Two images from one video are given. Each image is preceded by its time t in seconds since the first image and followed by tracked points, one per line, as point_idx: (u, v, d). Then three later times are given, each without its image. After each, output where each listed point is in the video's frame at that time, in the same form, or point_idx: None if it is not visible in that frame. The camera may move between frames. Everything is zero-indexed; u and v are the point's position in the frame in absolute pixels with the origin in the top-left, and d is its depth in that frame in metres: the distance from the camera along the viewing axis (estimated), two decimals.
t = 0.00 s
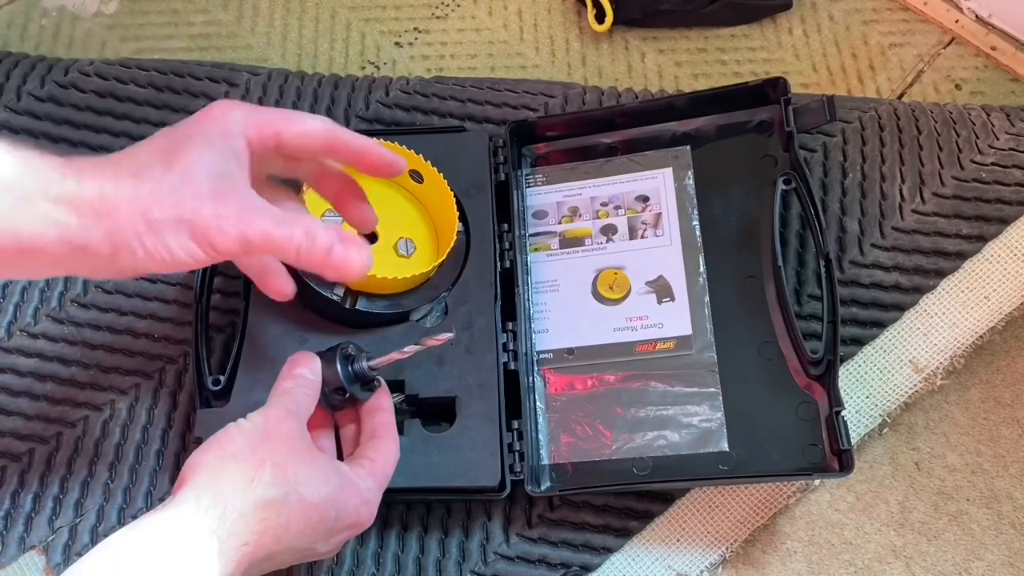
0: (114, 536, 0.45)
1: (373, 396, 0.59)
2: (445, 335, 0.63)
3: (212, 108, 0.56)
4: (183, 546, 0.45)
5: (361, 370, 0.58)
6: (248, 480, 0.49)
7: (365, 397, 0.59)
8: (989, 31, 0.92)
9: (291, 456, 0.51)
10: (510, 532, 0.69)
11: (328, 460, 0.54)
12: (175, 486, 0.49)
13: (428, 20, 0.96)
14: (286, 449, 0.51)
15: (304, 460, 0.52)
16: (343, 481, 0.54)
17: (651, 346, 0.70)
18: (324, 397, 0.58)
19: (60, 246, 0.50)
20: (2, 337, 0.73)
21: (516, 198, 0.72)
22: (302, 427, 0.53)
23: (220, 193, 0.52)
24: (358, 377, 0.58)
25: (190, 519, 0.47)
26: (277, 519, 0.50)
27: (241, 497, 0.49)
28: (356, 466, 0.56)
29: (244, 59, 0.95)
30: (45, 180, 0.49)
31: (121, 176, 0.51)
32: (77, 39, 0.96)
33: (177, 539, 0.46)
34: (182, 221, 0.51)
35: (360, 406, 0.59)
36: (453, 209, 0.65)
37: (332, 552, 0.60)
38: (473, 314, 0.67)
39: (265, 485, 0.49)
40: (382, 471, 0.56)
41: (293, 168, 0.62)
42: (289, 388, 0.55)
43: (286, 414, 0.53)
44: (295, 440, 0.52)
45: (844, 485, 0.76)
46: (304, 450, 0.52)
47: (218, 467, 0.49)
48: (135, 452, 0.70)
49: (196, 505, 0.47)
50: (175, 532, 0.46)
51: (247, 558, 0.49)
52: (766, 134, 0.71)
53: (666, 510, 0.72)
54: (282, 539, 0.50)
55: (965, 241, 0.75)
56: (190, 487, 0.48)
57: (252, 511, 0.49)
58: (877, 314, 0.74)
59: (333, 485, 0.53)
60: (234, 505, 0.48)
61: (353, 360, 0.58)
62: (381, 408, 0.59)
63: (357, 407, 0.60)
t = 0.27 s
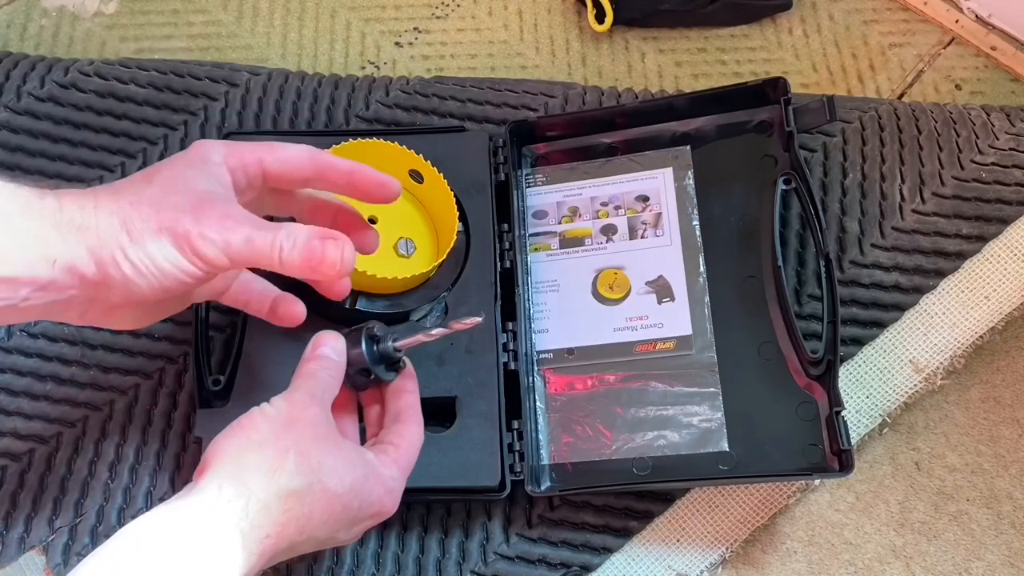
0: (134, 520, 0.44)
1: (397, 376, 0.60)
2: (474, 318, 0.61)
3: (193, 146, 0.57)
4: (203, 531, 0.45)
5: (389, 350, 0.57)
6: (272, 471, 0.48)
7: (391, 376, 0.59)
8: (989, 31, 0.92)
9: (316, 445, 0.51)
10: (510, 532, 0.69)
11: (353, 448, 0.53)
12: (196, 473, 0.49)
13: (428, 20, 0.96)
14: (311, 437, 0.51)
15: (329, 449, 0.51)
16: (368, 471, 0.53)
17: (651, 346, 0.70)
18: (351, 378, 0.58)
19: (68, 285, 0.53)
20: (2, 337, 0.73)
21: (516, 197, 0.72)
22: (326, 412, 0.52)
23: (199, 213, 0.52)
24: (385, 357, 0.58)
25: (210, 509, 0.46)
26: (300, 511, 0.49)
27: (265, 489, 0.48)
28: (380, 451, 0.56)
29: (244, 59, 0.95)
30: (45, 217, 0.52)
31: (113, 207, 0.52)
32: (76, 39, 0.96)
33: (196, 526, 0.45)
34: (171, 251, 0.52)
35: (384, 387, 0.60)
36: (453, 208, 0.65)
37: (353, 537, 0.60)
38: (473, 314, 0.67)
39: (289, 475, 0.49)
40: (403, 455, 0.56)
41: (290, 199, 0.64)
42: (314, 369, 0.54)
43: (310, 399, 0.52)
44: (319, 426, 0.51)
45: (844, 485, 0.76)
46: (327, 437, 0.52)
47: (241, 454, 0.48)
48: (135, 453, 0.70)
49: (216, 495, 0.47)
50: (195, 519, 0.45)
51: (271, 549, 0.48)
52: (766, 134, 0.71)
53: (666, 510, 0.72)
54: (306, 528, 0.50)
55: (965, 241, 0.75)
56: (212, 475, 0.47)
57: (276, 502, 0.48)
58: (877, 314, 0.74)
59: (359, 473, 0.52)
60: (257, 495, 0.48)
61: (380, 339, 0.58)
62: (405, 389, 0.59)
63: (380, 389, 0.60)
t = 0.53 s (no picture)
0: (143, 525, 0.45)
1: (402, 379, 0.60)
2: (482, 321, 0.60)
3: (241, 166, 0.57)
4: (211, 532, 0.45)
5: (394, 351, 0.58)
6: (278, 476, 0.48)
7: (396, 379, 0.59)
8: (989, 31, 0.92)
9: (322, 451, 0.50)
10: (510, 532, 0.69)
11: (359, 453, 0.53)
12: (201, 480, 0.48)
13: (428, 20, 0.96)
14: (317, 442, 0.51)
15: (336, 455, 0.51)
16: (374, 476, 0.53)
17: (652, 346, 0.70)
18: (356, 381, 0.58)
19: (57, 271, 0.50)
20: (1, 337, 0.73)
21: (516, 197, 0.72)
22: (331, 418, 0.52)
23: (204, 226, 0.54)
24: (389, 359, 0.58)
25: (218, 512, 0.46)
26: (306, 516, 0.49)
27: (271, 494, 0.48)
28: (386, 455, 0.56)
29: (244, 59, 0.95)
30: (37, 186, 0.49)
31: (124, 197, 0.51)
32: (76, 39, 0.96)
33: (204, 528, 0.45)
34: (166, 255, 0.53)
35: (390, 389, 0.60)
36: (453, 209, 0.65)
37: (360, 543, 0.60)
38: (473, 314, 0.67)
39: (295, 481, 0.49)
40: (410, 460, 0.56)
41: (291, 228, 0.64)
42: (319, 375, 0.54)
43: (317, 405, 0.52)
44: (325, 431, 0.51)
45: (844, 485, 0.76)
46: (333, 442, 0.52)
47: (247, 459, 0.48)
48: (135, 452, 0.70)
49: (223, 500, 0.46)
50: (203, 522, 0.45)
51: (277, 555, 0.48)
52: (766, 134, 0.71)
53: (666, 511, 0.72)
54: (312, 534, 0.50)
55: (965, 241, 0.75)
56: (219, 480, 0.47)
57: (282, 508, 0.48)
58: (877, 314, 0.74)
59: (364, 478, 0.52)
60: (263, 500, 0.47)
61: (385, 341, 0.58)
62: (411, 391, 0.59)
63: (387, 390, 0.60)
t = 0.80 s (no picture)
0: (140, 532, 0.45)
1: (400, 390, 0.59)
2: (479, 332, 0.60)
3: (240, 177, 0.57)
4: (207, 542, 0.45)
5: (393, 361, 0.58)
6: (277, 484, 0.48)
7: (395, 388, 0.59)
8: (989, 31, 0.92)
9: (321, 460, 0.50)
10: (510, 532, 0.69)
11: (358, 462, 0.53)
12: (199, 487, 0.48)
13: (428, 20, 0.96)
14: (317, 450, 0.51)
15: (335, 464, 0.51)
16: (373, 485, 0.53)
17: (651, 346, 0.70)
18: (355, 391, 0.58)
19: (47, 284, 0.52)
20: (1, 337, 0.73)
21: (516, 197, 0.72)
22: (330, 427, 0.52)
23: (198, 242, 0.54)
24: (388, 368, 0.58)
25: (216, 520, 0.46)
26: (304, 525, 0.49)
27: (269, 502, 0.48)
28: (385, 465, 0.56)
29: (244, 59, 0.95)
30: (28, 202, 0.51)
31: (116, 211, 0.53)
32: (77, 39, 0.96)
33: (200, 537, 0.45)
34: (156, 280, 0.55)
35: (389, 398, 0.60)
36: (453, 208, 0.65)
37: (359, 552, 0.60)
38: (473, 314, 0.67)
39: (294, 489, 0.48)
40: (409, 469, 0.56)
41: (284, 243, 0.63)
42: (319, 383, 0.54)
43: (317, 413, 0.52)
44: (325, 440, 0.51)
45: (845, 485, 0.76)
46: (332, 451, 0.51)
47: (246, 466, 0.48)
48: (135, 452, 0.70)
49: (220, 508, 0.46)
50: (199, 531, 0.45)
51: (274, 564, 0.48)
52: (766, 134, 0.71)
53: (666, 511, 0.72)
54: (310, 543, 0.50)
55: (965, 241, 0.75)
56: (217, 488, 0.47)
57: (280, 516, 0.48)
58: (877, 314, 0.74)
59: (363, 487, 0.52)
60: (261, 508, 0.47)
61: (384, 350, 0.58)
62: (410, 402, 0.59)
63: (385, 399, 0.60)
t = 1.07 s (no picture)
0: (140, 532, 0.45)
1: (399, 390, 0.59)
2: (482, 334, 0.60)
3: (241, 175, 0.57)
4: (206, 542, 0.45)
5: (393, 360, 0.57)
6: (275, 485, 0.48)
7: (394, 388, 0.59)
8: (989, 31, 0.92)
9: (320, 461, 0.50)
10: (510, 532, 0.69)
11: (358, 463, 0.53)
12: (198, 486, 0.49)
13: (428, 20, 0.96)
14: (316, 451, 0.51)
15: (334, 465, 0.51)
16: (371, 487, 0.53)
17: (652, 346, 0.70)
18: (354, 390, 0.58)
19: (45, 282, 0.52)
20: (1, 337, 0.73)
21: (515, 198, 0.72)
22: (330, 427, 0.52)
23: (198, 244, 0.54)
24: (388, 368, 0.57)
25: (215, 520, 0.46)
26: (301, 525, 0.49)
27: (267, 503, 0.48)
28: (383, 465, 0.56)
29: (244, 59, 0.95)
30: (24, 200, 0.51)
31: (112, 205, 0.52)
32: (77, 39, 0.96)
33: (199, 537, 0.45)
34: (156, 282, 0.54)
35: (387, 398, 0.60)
36: (453, 208, 0.65)
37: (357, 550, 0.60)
38: (473, 314, 0.67)
39: (292, 490, 0.49)
40: (408, 470, 0.56)
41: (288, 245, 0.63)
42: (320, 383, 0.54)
43: (318, 414, 0.52)
44: (325, 441, 0.51)
45: (845, 485, 0.76)
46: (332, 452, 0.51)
47: (245, 467, 0.48)
48: (135, 452, 0.70)
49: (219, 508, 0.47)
50: (198, 531, 0.45)
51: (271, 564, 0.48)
52: (766, 134, 0.71)
53: (666, 511, 0.72)
54: (307, 543, 0.50)
55: (965, 241, 0.75)
56: (216, 488, 0.47)
57: (278, 517, 0.48)
58: (877, 314, 0.74)
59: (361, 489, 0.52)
60: (259, 509, 0.47)
61: (385, 350, 0.58)
62: (409, 402, 0.59)
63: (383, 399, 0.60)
